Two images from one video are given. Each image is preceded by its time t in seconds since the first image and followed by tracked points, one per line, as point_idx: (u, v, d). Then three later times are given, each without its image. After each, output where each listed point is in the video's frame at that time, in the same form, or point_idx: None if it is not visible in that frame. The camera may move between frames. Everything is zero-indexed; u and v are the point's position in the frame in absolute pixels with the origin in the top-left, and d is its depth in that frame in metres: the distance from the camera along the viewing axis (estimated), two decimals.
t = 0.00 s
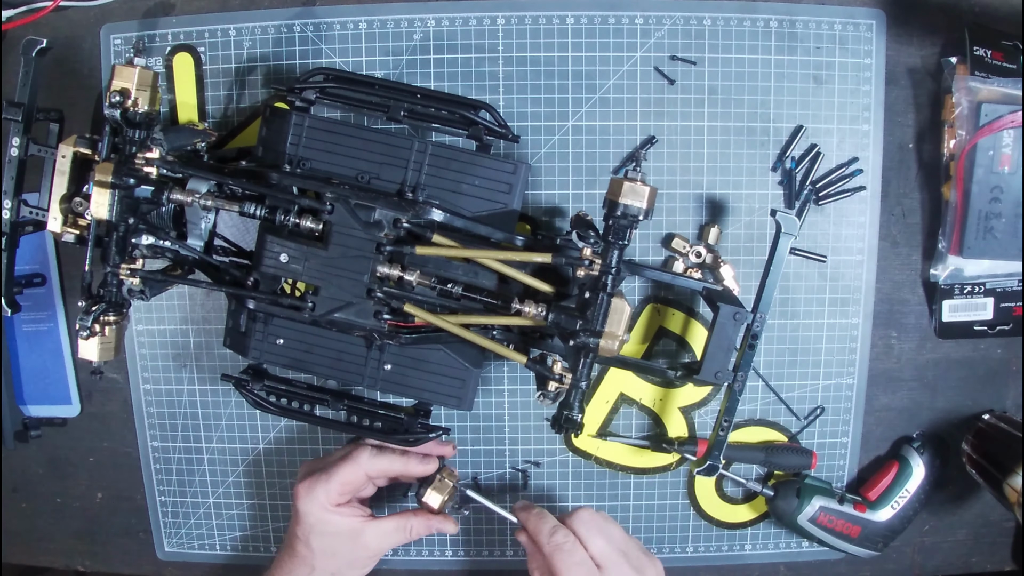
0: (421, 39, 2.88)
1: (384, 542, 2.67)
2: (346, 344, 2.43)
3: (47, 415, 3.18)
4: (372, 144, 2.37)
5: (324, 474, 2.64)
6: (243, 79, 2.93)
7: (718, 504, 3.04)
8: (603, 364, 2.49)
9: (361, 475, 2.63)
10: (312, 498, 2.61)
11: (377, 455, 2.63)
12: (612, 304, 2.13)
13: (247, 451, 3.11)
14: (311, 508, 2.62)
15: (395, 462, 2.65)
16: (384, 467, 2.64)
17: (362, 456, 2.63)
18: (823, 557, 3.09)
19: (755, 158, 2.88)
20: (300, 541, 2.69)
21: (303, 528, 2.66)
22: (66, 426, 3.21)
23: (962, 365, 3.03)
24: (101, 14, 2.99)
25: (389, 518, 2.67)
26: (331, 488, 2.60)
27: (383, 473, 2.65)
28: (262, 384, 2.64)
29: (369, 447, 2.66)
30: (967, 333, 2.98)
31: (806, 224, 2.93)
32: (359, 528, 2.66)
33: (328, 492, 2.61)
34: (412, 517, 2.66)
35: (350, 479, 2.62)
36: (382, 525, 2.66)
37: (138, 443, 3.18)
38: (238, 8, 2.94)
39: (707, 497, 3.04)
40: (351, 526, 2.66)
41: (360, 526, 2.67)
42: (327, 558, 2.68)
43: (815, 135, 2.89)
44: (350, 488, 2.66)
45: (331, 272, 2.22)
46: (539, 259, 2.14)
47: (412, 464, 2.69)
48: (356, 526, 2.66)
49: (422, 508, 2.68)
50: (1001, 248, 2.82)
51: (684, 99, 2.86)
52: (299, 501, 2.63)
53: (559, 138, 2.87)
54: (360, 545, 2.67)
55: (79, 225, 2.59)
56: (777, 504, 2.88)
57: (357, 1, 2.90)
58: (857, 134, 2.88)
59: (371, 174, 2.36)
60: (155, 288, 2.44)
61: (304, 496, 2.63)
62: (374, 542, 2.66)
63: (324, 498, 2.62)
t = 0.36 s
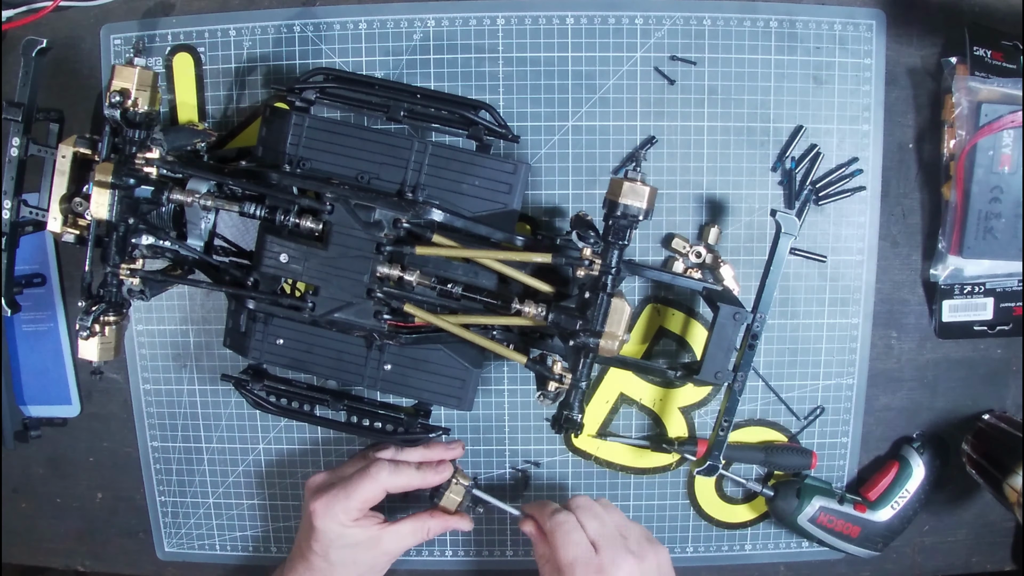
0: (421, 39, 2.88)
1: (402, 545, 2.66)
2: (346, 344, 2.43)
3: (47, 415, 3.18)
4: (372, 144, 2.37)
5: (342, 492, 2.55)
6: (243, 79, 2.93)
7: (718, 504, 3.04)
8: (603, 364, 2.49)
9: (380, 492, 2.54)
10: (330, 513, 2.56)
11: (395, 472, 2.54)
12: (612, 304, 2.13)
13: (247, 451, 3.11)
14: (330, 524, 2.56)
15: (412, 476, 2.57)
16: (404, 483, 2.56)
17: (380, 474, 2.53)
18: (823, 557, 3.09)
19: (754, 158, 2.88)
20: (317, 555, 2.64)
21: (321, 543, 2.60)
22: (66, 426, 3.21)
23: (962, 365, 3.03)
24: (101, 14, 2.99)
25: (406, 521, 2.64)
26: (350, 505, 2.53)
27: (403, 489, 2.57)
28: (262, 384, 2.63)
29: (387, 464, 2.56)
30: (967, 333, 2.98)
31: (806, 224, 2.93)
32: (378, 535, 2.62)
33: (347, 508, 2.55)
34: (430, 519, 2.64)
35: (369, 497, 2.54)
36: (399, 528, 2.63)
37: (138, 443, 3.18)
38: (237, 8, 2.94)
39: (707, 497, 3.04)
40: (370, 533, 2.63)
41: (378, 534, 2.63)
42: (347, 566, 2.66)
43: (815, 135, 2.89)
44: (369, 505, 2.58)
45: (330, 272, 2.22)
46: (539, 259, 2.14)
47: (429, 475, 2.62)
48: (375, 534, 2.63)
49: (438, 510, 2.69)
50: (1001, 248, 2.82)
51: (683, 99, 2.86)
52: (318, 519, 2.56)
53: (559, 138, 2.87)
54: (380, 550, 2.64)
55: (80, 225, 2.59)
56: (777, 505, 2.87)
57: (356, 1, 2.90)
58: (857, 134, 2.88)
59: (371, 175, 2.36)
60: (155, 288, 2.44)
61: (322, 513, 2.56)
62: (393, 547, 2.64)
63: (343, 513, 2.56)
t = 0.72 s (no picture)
0: (421, 39, 2.88)
1: (394, 550, 2.65)
2: (346, 344, 2.43)
3: (48, 415, 3.19)
4: (372, 144, 2.37)
5: (329, 493, 2.58)
6: (243, 79, 2.93)
7: (718, 505, 3.04)
8: (603, 364, 2.49)
9: (367, 492, 2.57)
10: (321, 517, 2.57)
11: (380, 471, 2.58)
12: (612, 304, 2.13)
13: (247, 451, 3.11)
14: (320, 527, 2.58)
15: (399, 477, 2.61)
16: (391, 483, 2.59)
17: (365, 473, 2.57)
18: (823, 557, 3.09)
19: (755, 158, 2.88)
20: (309, 554, 2.66)
21: (313, 545, 2.62)
22: (66, 426, 3.21)
23: (962, 365, 3.03)
24: (101, 14, 2.99)
25: (398, 524, 2.63)
26: (339, 507, 2.56)
27: (389, 489, 2.60)
28: (262, 384, 2.64)
29: (372, 464, 2.60)
30: (967, 333, 2.98)
31: (806, 224, 2.93)
32: (370, 539, 2.63)
33: (334, 511, 2.57)
34: (422, 520, 2.65)
35: (356, 497, 2.57)
36: (391, 533, 2.63)
37: (138, 443, 3.18)
38: (237, 8, 2.94)
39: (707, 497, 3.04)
40: (361, 537, 2.62)
41: (370, 538, 2.63)
42: (339, 569, 2.66)
43: (816, 135, 2.89)
44: (357, 506, 2.61)
45: (331, 272, 2.22)
46: (539, 259, 2.14)
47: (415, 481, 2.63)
48: (366, 538, 2.62)
49: (430, 509, 2.69)
50: (1001, 248, 2.83)
51: (684, 99, 2.86)
52: (309, 522, 2.59)
53: (559, 138, 2.87)
54: (373, 555, 2.64)
55: (80, 225, 2.59)
56: (777, 505, 2.87)
57: (356, 1, 2.90)
58: (857, 134, 2.88)
59: (371, 175, 2.36)
60: (155, 287, 2.44)
61: (314, 516, 2.58)
62: (385, 551, 2.63)
63: (333, 515, 2.57)
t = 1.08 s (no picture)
0: (421, 39, 2.88)
1: (391, 542, 2.64)
2: (346, 344, 2.43)
3: (47, 415, 3.19)
4: (372, 144, 2.37)
5: (324, 487, 2.60)
6: (243, 79, 2.93)
7: (718, 504, 3.04)
8: (603, 364, 2.49)
9: (362, 483, 2.59)
10: (317, 510, 2.59)
11: (374, 461, 2.59)
12: (612, 304, 2.13)
13: (247, 451, 3.11)
14: (316, 521, 2.60)
15: (394, 463, 2.63)
16: (386, 471, 2.60)
17: (359, 465, 2.59)
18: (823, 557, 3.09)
19: (755, 158, 2.88)
20: (309, 552, 2.68)
21: (311, 541, 2.64)
22: (66, 426, 3.21)
23: (962, 365, 3.03)
24: (101, 14, 2.99)
25: (392, 516, 2.63)
26: (332, 499, 2.57)
27: (384, 478, 2.61)
28: (262, 384, 2.64)
29: (365, 455, 2.62)
30: (967, 333, 2.98)
31: (806, 224, 2.93)
32: (365, 533, 2.63)
33: (331, 503, 2.58)
34: (415, 512, 2.63)
35: (352, 489, 2.59)
36: (386, 526, 2.62)
37: (138, 443, 3.18)
38: (237, 8, 2.94)
39: (707, 497, 3.04)
40: (356, 531, 2.63)
41: (365, 531, 2.63)
42: (338, 565, 2.67)
43: (816, 135, 2.89)
44: (353, 498, 2.62)
45: (331, 272, 2.22)
46: (539, 259, 2.14)
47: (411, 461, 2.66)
48: (362, 531, 2.63)
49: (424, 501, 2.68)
50: (1001, 248, 2.82)
51: (684, 99, 2.86)
52: (305, 517, 2.61)
53: (559, 138, 2.87)
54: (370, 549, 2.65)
55: (79, 225, 2.59)
56: (778, 504, 2.86)
57: (356, 1, 2.90)
58: (857, 134, 2.88)
59: (371, 175, 2.36)
60: (155, 288, 2.44)
61: (309, 509, 2.60)
62: (382, 543, 2.63)
63: (328, 509, 2.59)
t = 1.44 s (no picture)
0: (421, 39, 2.88)
1: (392, 547, 2.65)
2: (346, 344, 2.43)
3: (47, 415, 3.19)
4: (372, 144, 2.37)
5: (335, 486, 2.58)
6: (243, 79, 2.93)
7: (718, 504, 3.04)
8: (603, 364, 2.49)
9: (372, 490, 2.56)
10: (321, 507, 2.58)
11: (389, 470, 2.56)
12: (612, 304, 2.13)
13: (247, 451, 3.11)
14: (319, 518, 2.59)
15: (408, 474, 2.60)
16: (399, 481, 2.58)
17: (374, 472, 2.56)
18: (823, 557, 3.09)
19: (755, 158, 2.87)
20: (307, 547, 2.66)
21: (311, 536, 2.63)
22: (66, 426, 3.21)
23: (963, 365, 3.03)
24: (101, 14, 2.99)
25: (398, 522, 2.64)
26: (341, 501, 2.55)
27: (396, 489, 2.58)
28: (262, 384, 2.64)
29: (382, 462, 2.58)
30: (967, 333, 2.98)
31: (806, 224, 2.93)
32: (367, 534, 2.64)
33: (338, 504, 2.57)
34: (422, 523, 2.64)
35: (362, 494, 2.56)
36: (389, 530, 2.63)
37: (138, 443, 3.18)
38: (238, 8, 2.94)
39: (707, 497, 3.04)
40: (359, 532, 2.64)
41: (369, 532, 2.64)
42: (336, 564, 2.68)
43: (816, 135, 2.89)
44: (362, 502, 2.60)
45: (331, 272, 2.22)
46: (539, 259, 2.14)
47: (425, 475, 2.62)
48: (364, 532, 2.64)
49: (431, 513, 2.70)
50: (1001, 248, 2.82)
51: (684, 99, 2.86)
52: (308, 512, 2.59)
53: (559, 138, 2.87)
54: (370, 550, 2.66)
55: (79, 225, 2.59)
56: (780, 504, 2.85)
57: (356, 1, 2.90)
58: (857, 134, 2.88)
59: (371, 174, 2.36)
60: (155, 288, 2.44)
61: (313, 505, 2.59)
62: (383, 547, 2.64)
63: (333, 508, 2.58)
